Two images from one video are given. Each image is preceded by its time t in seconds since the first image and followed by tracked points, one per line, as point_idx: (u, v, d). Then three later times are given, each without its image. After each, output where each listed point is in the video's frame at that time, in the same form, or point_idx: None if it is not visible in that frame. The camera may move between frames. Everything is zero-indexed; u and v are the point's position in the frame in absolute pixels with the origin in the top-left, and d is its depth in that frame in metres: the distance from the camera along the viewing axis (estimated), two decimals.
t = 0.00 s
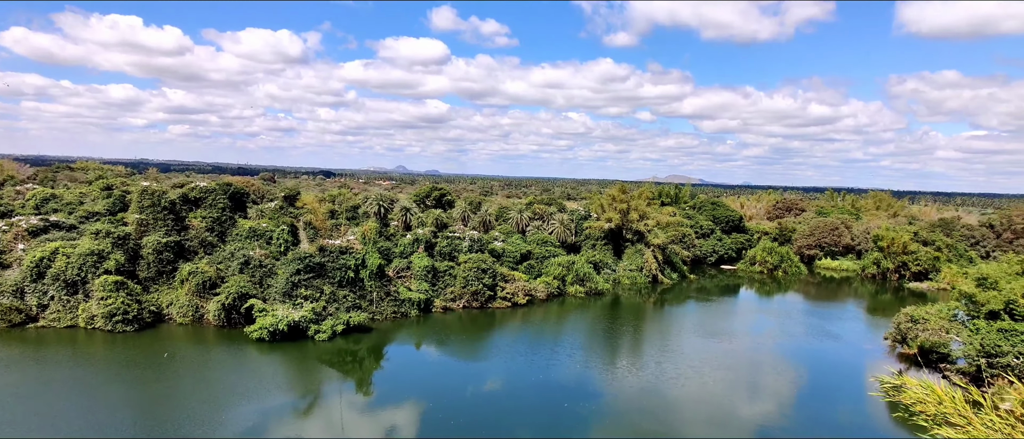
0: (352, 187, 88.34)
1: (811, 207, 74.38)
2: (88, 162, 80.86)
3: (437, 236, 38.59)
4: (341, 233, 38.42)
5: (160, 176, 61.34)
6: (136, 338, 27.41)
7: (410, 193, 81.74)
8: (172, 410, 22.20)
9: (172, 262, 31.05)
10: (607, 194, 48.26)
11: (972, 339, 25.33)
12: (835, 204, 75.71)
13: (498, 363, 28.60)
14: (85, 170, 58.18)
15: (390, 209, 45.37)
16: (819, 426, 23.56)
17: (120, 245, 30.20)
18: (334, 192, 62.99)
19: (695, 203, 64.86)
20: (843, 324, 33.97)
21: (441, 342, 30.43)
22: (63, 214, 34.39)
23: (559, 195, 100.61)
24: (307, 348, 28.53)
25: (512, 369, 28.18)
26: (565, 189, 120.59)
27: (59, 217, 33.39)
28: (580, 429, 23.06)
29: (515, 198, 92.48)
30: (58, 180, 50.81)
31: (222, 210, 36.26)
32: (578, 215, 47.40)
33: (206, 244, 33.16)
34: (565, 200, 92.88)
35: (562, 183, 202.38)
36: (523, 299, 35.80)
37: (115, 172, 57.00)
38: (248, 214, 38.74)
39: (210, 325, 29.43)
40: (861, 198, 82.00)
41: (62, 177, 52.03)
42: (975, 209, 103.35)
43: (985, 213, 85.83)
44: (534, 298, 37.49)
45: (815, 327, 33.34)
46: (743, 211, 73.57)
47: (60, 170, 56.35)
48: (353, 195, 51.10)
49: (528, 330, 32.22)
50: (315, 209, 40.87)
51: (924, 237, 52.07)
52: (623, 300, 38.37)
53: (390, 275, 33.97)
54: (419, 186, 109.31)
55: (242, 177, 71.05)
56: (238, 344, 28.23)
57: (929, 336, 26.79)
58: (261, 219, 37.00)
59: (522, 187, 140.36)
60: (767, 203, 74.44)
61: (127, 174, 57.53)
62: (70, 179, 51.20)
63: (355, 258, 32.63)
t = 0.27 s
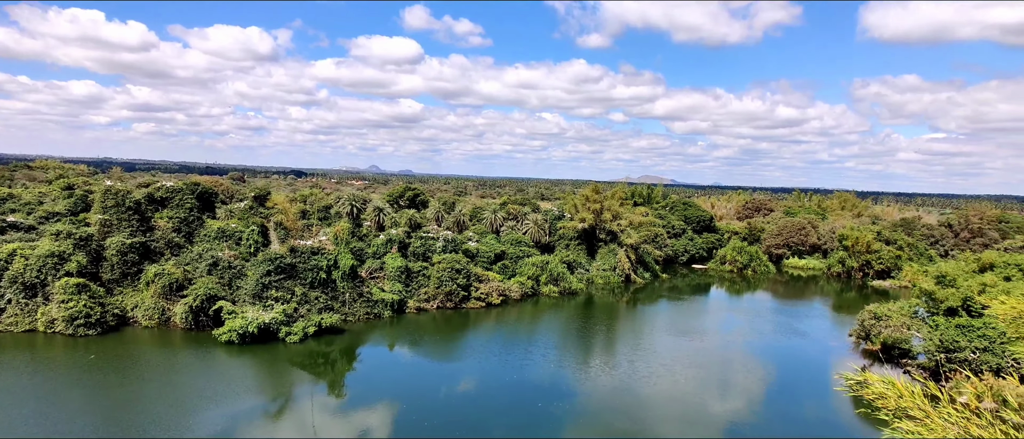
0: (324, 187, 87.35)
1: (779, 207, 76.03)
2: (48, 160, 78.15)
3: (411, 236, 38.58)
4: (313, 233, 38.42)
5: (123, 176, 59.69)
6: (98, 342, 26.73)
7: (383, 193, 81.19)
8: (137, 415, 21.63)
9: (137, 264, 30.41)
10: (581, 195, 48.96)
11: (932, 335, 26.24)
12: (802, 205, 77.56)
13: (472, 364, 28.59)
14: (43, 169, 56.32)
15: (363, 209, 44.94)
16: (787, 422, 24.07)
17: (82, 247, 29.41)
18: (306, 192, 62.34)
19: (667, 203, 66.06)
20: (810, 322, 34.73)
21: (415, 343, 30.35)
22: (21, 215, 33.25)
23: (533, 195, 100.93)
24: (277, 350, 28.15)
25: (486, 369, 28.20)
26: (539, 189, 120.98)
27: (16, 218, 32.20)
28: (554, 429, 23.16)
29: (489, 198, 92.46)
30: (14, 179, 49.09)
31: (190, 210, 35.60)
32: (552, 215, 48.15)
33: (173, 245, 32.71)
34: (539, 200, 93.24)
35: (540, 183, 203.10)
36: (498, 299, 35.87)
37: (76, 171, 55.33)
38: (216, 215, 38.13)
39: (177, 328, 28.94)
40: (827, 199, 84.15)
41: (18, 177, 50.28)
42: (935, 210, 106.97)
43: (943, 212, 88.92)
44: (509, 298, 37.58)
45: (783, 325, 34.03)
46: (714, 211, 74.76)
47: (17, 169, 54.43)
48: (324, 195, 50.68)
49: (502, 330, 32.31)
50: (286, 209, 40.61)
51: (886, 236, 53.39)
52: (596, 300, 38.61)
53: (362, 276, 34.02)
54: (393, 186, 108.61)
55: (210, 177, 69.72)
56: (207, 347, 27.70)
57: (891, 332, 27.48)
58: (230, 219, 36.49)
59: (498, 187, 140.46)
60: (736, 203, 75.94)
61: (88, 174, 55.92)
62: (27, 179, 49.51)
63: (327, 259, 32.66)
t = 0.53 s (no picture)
0: (295, 187, 86.20)
1: (749, 207, 77.58)
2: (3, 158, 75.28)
3: (384, 237, 38.30)
4: (284, 234, 38.11)
5: (84, 175, 57.94)
6: (58, 346, 25.91)
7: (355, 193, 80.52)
8: (98, 421, 21.00)
9: (100, 266, 29.57)
10: (554, 195, 49.20)
11: (894, 332, 27.13)
12: (770, 205, 79.32)
13: (446, 365, 28.54)
14: None
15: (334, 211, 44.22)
16: (755, 419, 24.56)
17: (41, 249, 28.48)
18: (276, 192, 61.68)
19: (639, 203, 66.95)
20: (779, 320, 35.48)
21: (388, 345, 30.22)
22: None
23: (508, 196, 101.15)
24: (247, 353, 27.66)
25: (460, 370, 28.18)
26: (514, 191, 121.41)
27: None
28: (527, 429, 23.22)
29: (464, 199, 92.36)
30: None
31: (155, 211, 34.92)
32: (525, 215, 48.00)
33: (138, 247, 32.00)
34: (514, 202, 93.51)
35: (519, 183, 203.48)
36: (472, 300, 35.85)
37: (33, 171, 53.46)
38: (183, 215, 37.47)
39: (142, 332, 28.26)
40: (795, 199, 86.23)
41: None
42: (898, 210, 110.39)
43: (904, 213, 91.97)
44: (483, 299, 37.61)
45: (752, 323, 34.71)
46: (685, 211, 76.24)
47: None
48: (295, 195, 50.21)
49: (476, 331, 32.38)
50: (256, 210, 40.07)
51: (850, 236, 54.71)
52: (570, 300, 38.90)
53: (334, 277, 33.81)
54: (366, 186, 107.54)
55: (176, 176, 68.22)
56: (173, 351, 27.07)
57: (855, 330, 28.29)
58: (197, 220, 35.76)
59: (473, 187, 140.27)
60: (707, 204, 77.38)
61: (46, 173, 54.16)
62: None
63: (297, 261, 32.62)
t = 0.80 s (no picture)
0: (264, 188, 84.93)
1: (717, 207, 79.19)
2: None
3: (355, 239, 38.45)
4: (252, 236, 37.49)
5: (39, 176, 56.00)
6: (13, 354, 25.01)
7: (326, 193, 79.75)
8: (55, 431, 20.24)
9: (58, 270, 28.84)
10: (526, 197, 49.94)
11: (856, 329, 27.77)
12: (737, 206, 81.06)
13: (418, 368, 28.42)
14: None
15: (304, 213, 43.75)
16: (724, 416, 24.96)
17: None
18: (244, 193, 60.87)
19: (610, 205, 67.23)
20: (746, 319, 36.25)
21: (359, 348, 30.04)
22: None
23: (481, 197, 101.56)
24: (213, 358, 27.10)
25: (432, 372, 28.09)
26: (487, 191, 121.79)
27: None
28: (499, 430, 23.18)
29: (437, 200, 92.35)
30: None
31: (118, 212, 34.18)
32: (498, 218, 48.94)
33: (98, 250, 31.14)
34: (487, 203, 93.77)
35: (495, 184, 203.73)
36: (444, 302, 36.51)
37: None
38: (146, 217, 36.78)
39: (102, 337, 27.47)
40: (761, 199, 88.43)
41: None
42: (859, 211, 114.04)
43: (866, 213, 94.95)
44: (455, 301, 38.12)
45: (720, 322, 35.39)
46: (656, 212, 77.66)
47: None
48: (264, 196, 49.51)
49: (448, 334, 32.41)
50: (223, 211, 39.19)
51: (814, 236, 56.08)
52: (542, 300, 39.82)
53: (303, 280, 33.58)
54: (336, 187, 106.34)
55: (139, 177, 66.54)
56: (136, 356, 26.36)
57: (819, 328, 29.00)
58: (161, 222, 35.07)
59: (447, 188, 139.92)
60: (677, 205, 78.82)
61: None
62: None
63: (266, 263, 32.16)
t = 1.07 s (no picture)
0: (228, 189, 83.11)
1: (684, 208, 80.57)
2: None
3: (323, 241, 38.31)
4: (217, 238, 37.09)
5: None
6: None
7: (293, 194, 78.57)
8: None
9: (11, 274, 27.90)
10: (498, 197, 49.66)
11: (819, 326, 28.47)
12: (704, 206, 82.60)
13: (388, 370, 28.22)
14: None
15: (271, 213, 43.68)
16: (692, 413, 25.38)
17: None
18: (208, 194, 59.71)
19: (579, 206, 67.16)
20: (714, 317, 36.90)
21: (328, 351, 29.75)
22: None
23: (452, 198, 101.36)
24: (177, 363, 26.44)
25: (402, 374, 27.94)
26: (458, 192, 121.69)
27: None
28: (471, 431, 23.16)
29: (407, 200, 91.96)
30: None
31: (75, 214, 33.28)
32: (469, 217, 48.27)
33: (54, 252, 30.16)
34: (458, 204, 93.66)
35: (469, 185, 203.39)
36: (414, 303, 36.53)
37: None
38: (105, 219, 35.89)
39: (59, 343, 26.63)
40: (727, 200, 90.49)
41: None
42: (822, 211, 117.39)
43: (827, 214, 97.95)
44: (426, 302, 38.17)
45: (688, 321, 36.00)
46: (625, 213, 78.44)
47: None
48: (229, 197, 48.87)
49: (419, 336, 32.34)
50: (186, 213, 38.82)
51: (779, 236, 57.42)
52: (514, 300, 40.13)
53: (271, 282, 33.18)
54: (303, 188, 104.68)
55: (96, 177, 64.49)
56: (95, 363, 25.57)
57: (784, 325, 29.67)
58: (121, 224, 34.22)
59: (418, 189, 139.08)
60: (646, 206, 80.09)
61: None
62: None
63: (231, 265, 31.41)
